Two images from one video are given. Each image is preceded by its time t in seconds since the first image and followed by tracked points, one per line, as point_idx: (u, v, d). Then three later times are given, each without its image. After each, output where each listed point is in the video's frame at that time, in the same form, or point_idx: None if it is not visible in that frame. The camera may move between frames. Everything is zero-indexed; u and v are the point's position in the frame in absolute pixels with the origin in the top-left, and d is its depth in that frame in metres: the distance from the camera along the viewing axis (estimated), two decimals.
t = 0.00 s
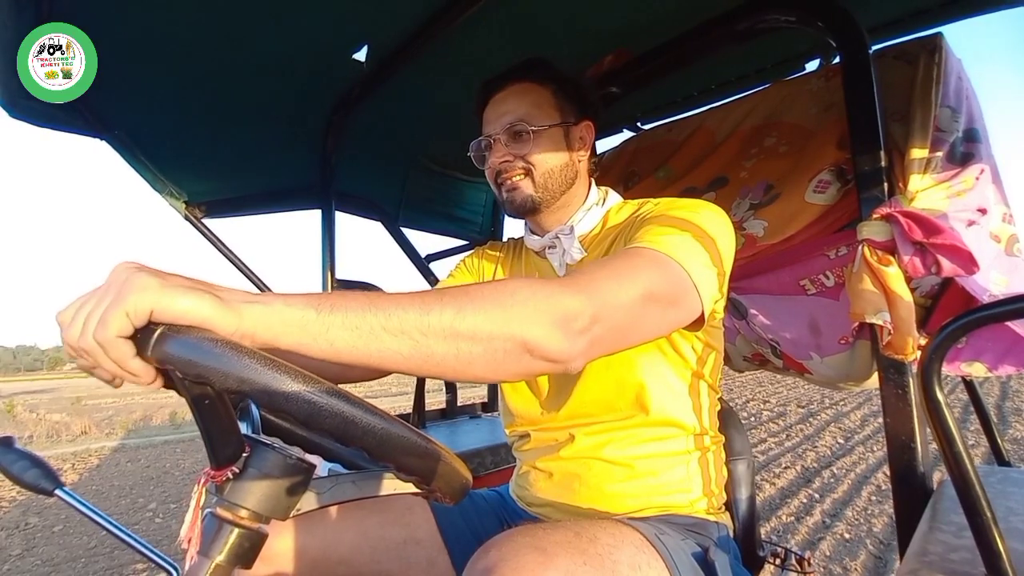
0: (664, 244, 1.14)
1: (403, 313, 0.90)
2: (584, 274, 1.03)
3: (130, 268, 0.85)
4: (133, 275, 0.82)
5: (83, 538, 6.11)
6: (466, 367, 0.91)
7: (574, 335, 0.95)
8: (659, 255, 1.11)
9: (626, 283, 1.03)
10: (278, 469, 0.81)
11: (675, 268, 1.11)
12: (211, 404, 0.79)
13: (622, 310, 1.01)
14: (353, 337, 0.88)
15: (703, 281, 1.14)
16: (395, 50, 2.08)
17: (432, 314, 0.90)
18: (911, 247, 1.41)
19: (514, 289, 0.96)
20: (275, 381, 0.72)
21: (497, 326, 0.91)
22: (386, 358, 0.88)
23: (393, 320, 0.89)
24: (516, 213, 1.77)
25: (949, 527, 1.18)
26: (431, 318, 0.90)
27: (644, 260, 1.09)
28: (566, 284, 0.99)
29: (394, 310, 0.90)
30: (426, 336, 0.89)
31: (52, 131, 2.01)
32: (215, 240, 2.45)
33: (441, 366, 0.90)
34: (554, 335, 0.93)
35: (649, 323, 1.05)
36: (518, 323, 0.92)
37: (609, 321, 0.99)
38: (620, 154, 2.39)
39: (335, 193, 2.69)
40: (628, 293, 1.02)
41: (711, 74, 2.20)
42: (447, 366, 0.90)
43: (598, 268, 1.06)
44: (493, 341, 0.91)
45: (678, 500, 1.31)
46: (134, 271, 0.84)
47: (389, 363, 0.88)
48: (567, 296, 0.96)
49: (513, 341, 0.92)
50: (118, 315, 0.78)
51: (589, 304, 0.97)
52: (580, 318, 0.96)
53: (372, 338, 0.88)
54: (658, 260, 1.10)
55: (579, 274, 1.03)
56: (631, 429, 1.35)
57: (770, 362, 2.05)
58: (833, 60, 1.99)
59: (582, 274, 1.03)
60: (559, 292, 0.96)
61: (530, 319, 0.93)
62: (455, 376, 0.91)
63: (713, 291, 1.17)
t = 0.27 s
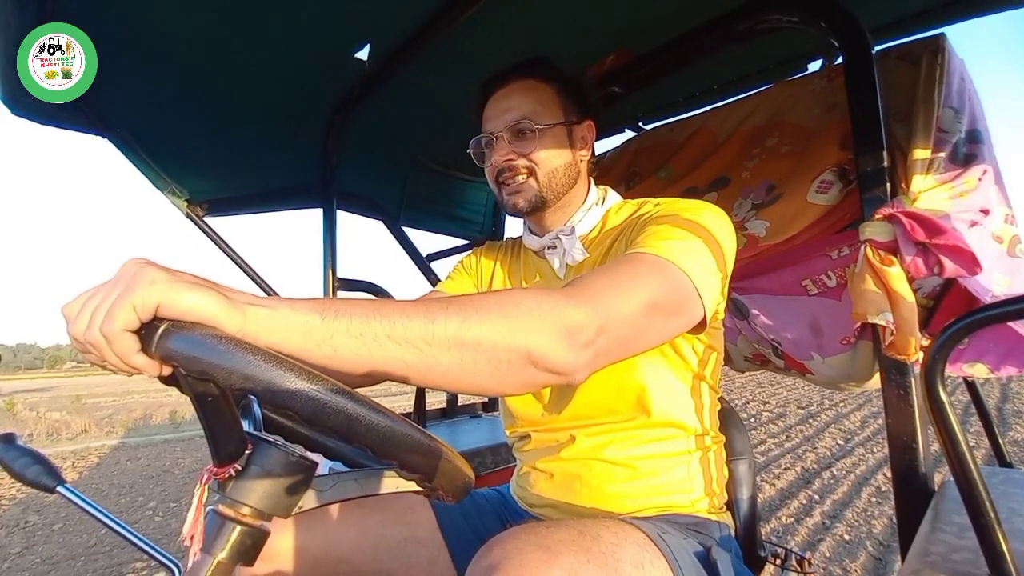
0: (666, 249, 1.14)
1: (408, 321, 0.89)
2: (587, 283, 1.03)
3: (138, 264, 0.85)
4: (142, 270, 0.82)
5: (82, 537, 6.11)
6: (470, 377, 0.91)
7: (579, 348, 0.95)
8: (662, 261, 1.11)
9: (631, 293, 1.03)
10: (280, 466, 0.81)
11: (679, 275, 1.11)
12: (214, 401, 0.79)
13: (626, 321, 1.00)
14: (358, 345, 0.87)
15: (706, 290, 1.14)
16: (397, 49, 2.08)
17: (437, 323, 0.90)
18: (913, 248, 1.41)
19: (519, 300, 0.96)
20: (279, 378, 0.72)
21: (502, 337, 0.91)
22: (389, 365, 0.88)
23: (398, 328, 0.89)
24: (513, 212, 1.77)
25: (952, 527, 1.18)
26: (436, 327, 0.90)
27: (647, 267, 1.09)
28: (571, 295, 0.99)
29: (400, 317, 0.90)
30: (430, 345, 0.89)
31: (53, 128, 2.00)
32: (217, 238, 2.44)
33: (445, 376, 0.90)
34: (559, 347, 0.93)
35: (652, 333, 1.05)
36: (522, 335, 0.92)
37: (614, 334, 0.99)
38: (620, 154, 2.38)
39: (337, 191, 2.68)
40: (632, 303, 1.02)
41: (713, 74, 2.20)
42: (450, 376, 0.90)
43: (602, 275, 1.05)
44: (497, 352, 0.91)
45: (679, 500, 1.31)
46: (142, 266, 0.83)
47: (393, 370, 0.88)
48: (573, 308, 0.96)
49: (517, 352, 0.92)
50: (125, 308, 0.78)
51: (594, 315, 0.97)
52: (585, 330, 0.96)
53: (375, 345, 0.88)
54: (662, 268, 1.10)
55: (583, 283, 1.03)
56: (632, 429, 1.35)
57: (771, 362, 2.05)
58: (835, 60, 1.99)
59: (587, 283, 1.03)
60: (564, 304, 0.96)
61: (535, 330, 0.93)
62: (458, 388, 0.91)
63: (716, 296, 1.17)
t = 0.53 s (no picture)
0: (666, 250, 1.14)
1: (407, 322, 0.90)
2: (588, 285, 1.03)
3: (138, 263, 0.85)
4: (143, 269, 0.82)
5: (82, 537, 6.11)
6: (469, 379, 0.91)
7: (579, 349, 0.95)
8: (662, 262, 1.11)
9: (631, 294, 1.03)
10: (280, 466, 0.81)
11: (679, 276, 1.11)
12: (214, 401, 0.79)
13: (626, 321, 1.01)
14: (357, 345, 0.88)
15: (706, 291, 1.14)
16: (398, 49, 2.08)
17: (437, 324, 0.90)
18: (913, 249, 1.41)
19: (520, 300, 0.96)
20: (279, 378, 0.72)
21: (502, 338, 0.91)
22: (388, 365, 0.89)
23: (397, 329, 0.90)
24: (515, 213, 1.77)
25: (951, 529, 1.18)
26: (436, 328, 0.90)
27: (648, 268, 1.09)
28: (571, 296, 0.99)
29: (400, 319, 0.90)
30: (430, 346, 0.90)
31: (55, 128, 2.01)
32: (218, 238, 2.45)
33: (445, 377, 0.90)
34: (560, 348, 0.93)
35: (652, 332, 1.06)
36: (523, 337, 0.92)
37: (614, 334, 0.99)
38: (621, 156, 2.39)
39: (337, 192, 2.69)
40: (632, 304, 1.02)
41: (713, 75, 2.20)
42: (450, 377, 0.90)
43: (601, 276, 1.06)
44: (497, 353, 0.91)
45: (678, 501, 1.31)
46: (143, 265, 0.84)
47: (393, 370, 0.89)
48: (573, 309, 0.96)
49: (517, 353, 0.92)
50: (126, 307, 0.78)
51: (594, 316, 0.97)
52: (585, 332, 0.96)
53: (375, 346, 0.89)
54: (662, 268, 1.10)
55: (583, 285, 1.03)
56: (631, 429, 1.35)
57: (771, 364, 2.05)
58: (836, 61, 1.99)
59: (587, 284, 1.03)
60: (564, 306, 0.96)
61: (536, 331, 0.93)
62: (458, 390, 0.91)
63: (716, 296, 1.17)
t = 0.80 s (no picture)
0: (665, 255, 1.15)
1: (415, 327, 0.91)
2: (590, 288, 1.04)
3: (149, 273, 0.86)
4: (155, 279, 0.83)
5: (81, 541, 6.12)
6: (473, 382, 0.92)
7: (580, 351, 0.96)
8: (662, 266, 1.12)
9: (631, 297, 1.05)
10: (283, 471, 0.82)
11: (679, 281, 1.12)
12: (222, 408, 0.82)
13: (626, 324, 1.02)
14: (366, 352, 0.89)
15: (706, 296, 1.15)
16: (400, 56, 2.09)
17: (443, 329, 0.91)
18: (911, 256, 1.42)
19: (521, 304, 0.97)
20: (289, 387, 0.74)
21: (505, 342, 0.92)
22: (395, 370, 0.89)
23: (404, 335, 0.90)
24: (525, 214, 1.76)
25: (947, 534, 1.19)
26: (441, 333, 0.91)
27: (648, 273, 1.10)
28: (574, 299, 1.00)
29: (408, 325, 0.91)
30: (436, 351, 0.90)
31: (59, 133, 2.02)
32: (220, 244, 2.46)
33: (451, 381, 0.91)
34: (561, 350, 0.95)
35: (652, 336, 1.07)
36: (527, 340, 0.93)
37: (615, 335, 1.01)
38: (621, 162, 2.41)
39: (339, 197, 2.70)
40: (632, 306, 1.04)
41: (711, 82, 2.22)
42: (455, 381, 0.91)
43: (601, 280, 1.07)
44: (500, 355, 0.92)
45: (678, 506, 1.32)
46: (154, 275, 0.85)
47: (398, 376, 0.89)
48: (575, 312, 0.98)
49: (520, 356, 0.93)
50: (138, 317, 0.79)
51: (595, 318, 0.98)
52: (586, 334, 0.97)
53: (382, 351, 0.89)
54: (663, 273, 1.11)
55: (583, 288, 1.04)
56: (631, 435, 1.36)
57: (770, 369, 2.06)
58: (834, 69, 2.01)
59: (589, 287, 1.04)
60: (566, 309, 0.98)
61: (540, 334, 0.94)
62: (463, 393, 0.92)
63: (716, 303, 1.18)
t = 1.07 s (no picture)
0: (661, 254, 1.16)
1: (409, 324, 0.92)
2: (587, 285, 1.05)
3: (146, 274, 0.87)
4: (153, 278, 0.84)
5: (81, 542, 6.12)
6: (469, 378, 0.92)
7: (575, 347, 0.97)
8: (657, 264, 1.13)
9: (626, 294, 1.05)
10: (284, 470, 0.83)
11: (674, 278, 1.13)
12: (221, 407, 0.82)
13: (621, 320, 1.02)
14: (361, 349, 0.89)
15: (701, 292, 1.16)
16: (401, 58, 2.10)
17: (439, 326, 0.92)
18: (908, 257, 1.43)
19: (517, 301, 0.98)
20: (283, 383, 0.74)
21: (502, 338, 0.93)
22: (392, 367, 0.90)
23: (400, 332, 0.91)
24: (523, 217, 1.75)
25: (945, 534, 1.20)
26: (438, 329, 0.92)
27: (644, 270, 1.11)
28: (569, 296, 1.01)
29: (402, 322, 0.92)
30: (432, 347, 0.91)
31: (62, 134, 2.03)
32: (221, 245, 2.47)
33: (446, 378, 0.92)
34: (556, 345, 0.95)
35: (647, 331, 1.07)
36: (523, 336, 0.94)
37: (610, 332, 1.01)
38: (620, 164, 2.42)
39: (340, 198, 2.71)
40: (627, 303, 1.04)
41: (711, 84, 2.22)
42: (451, 377, 0.92)
43: (597, 278, 1.08)
44: (497, 352, 0.93)
45: (676, 506, 1.32)
46: (154, 274, 0.86)
47: (392, 373, 0.90)
48: (569, 308, 0.98)
49: (517, 352, 0.94)
50: (136, 315, 0.80)
51: (590, 315, 0.99)
52: (581, 330, 0.98)
53: (378, 348, 0.90)
54: (658, 270, 1.12)
55: (580, 285, 1.05)
56: (630, 435, 1.37)
57: (769, 370, 2.07)
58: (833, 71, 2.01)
59: (585, 284, 1.05)
60: (561, 305, 0.98)
61: (535, 330, 0.94)
62: (459, 388, 0.93)
63: (711, 299, 1.19)
